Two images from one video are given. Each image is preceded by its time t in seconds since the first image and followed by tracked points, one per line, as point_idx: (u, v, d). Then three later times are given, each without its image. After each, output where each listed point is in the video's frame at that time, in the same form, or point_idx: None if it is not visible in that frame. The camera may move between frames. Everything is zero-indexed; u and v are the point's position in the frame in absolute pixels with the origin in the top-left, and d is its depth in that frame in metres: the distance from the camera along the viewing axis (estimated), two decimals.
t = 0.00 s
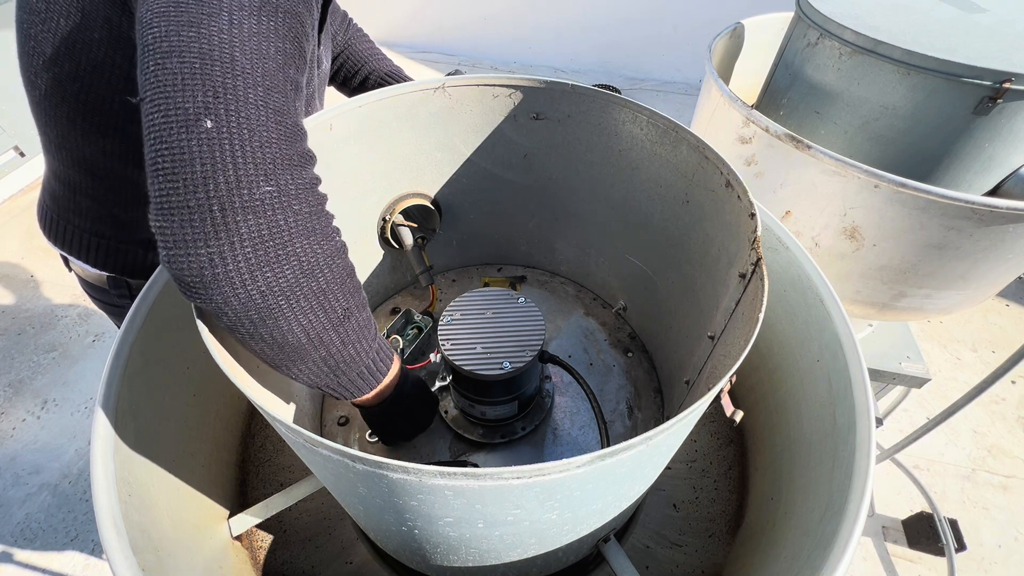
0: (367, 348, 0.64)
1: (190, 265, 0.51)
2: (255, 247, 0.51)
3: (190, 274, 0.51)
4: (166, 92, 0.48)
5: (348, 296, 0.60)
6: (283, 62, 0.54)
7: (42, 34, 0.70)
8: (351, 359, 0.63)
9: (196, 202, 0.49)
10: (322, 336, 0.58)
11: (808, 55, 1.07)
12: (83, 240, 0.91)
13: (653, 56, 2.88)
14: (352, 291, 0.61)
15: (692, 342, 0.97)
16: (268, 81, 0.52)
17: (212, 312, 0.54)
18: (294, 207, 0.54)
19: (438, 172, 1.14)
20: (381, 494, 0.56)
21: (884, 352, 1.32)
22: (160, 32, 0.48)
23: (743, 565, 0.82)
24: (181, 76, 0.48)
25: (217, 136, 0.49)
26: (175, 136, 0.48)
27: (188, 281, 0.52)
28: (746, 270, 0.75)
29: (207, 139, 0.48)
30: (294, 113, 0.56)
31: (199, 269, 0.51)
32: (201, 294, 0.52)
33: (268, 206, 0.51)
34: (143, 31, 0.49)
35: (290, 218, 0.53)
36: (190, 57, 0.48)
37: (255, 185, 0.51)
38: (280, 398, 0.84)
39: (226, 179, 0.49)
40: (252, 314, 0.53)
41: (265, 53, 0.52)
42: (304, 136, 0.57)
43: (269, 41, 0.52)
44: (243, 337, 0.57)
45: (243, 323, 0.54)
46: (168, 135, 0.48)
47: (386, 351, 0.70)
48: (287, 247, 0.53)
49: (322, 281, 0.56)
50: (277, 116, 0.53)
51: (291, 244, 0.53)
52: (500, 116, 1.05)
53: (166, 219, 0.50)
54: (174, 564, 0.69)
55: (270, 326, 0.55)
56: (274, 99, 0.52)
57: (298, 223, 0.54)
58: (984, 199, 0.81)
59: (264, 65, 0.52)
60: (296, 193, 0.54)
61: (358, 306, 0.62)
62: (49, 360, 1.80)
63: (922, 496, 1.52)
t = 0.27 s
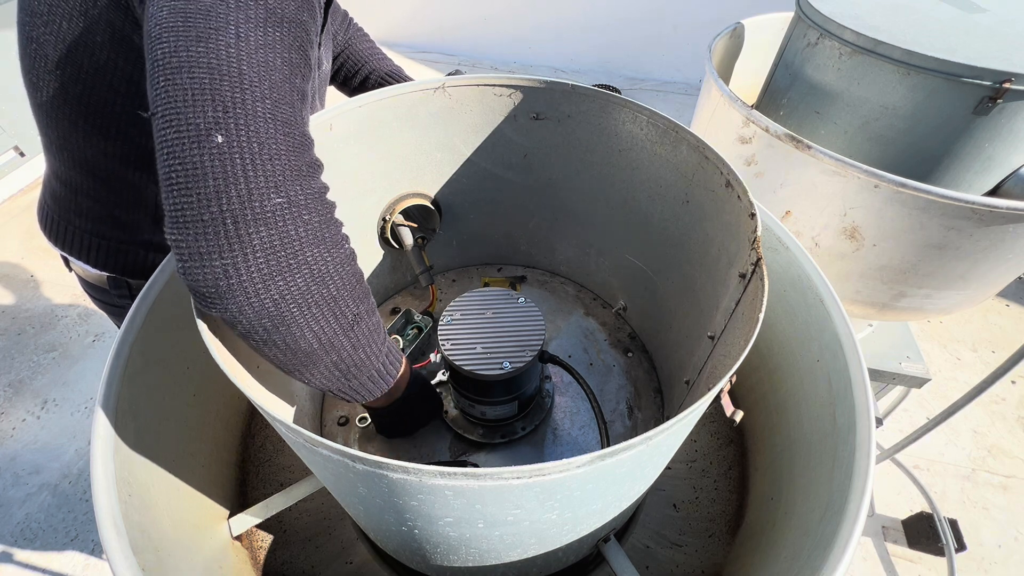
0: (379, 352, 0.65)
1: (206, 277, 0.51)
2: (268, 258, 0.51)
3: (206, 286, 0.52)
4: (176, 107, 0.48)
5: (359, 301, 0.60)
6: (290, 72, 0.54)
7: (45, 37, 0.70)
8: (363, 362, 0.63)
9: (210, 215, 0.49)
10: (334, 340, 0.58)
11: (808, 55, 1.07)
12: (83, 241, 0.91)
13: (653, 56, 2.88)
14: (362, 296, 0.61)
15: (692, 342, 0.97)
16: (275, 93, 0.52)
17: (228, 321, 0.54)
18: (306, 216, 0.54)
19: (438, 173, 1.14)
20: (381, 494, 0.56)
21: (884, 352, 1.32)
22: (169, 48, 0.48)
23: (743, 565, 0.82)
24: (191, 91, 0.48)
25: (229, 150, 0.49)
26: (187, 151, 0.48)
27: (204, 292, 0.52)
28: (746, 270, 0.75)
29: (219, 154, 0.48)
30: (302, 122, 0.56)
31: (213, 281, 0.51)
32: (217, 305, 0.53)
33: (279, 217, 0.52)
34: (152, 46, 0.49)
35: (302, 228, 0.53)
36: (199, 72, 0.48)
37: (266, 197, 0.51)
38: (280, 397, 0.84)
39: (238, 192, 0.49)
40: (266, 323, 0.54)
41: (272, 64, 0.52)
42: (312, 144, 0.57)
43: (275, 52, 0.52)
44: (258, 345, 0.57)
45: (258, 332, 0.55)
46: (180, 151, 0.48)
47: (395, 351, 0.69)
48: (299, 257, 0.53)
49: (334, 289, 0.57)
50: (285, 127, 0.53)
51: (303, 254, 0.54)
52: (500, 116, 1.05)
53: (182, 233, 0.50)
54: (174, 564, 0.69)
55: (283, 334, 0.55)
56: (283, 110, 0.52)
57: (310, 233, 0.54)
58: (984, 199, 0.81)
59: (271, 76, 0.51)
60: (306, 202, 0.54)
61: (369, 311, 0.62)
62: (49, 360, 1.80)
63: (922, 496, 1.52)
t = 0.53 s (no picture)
0: (374, 352, 0.64)
1: (201, 275, 0.51)
2: (265, 255, 0.51)
3: (201, 283, 0.51)
4: (175, 103, 0.48)
5: (355, 301, 0.60)
6: (290, 70, 0.54)
7: (46, 38, 0.70)
8: (358, 362, 0.62)
9: (207, 212, 0.49)
10: (330, 340, 0.58)
11: (808, 55, 1.07)
12: (84, 241, 0.91)
13: (652, 56, 2.88)
14: (358, 296, 0.61)
15: (692, 342, 0.97)
16: (275, 90, 0.52)
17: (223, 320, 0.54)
18: (303, 215, 0.54)
19: (438, 173, 1.14)
20: (381, 494, 0.56)
21: (883, 352, 1.32)
22: (169, 43, 0.48)
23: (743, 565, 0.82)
24: (190, 87, 0.48)
25: (227, 147, 0.49)
26: (185, 147, 0.48)
27: (199, 290, 0.52)
28: (747, 270, 0.75)
29: (217, 150, 0.48)
30: (300, 121, 0.56)
31: (209, 279, 0.51)
32: (212, 303, 0.52)
33: (277, 215, 0.51)
34: (151, 42, 0.49)
35: (300, 227, 0.53)
36: (199, 68, 0.48)
37: (264, 195, 0.51)
38: (280, 398, 0.84)
39: (236, 189, 0.49)
40: (262, 323, 0.53)
41: (272, 62, 0.52)
42: (310, 144, 0.57)
43: (275, 50, 0.52)
44: (253, 344, 0.56)
45: (253, 331, 0.54)
46: (178, 147, 0.48)
47: (392, 352, 0.70)
48: (297, 255, 0.53)
49: (330, 288, 0.56)
50: (284, 126, 0.53)
51: (301, 252, 0.53)
52: (500, 116, 1.05)
53: (177, 230, 0.50)
54: (174, 564, 0.69)
55: (279, 333, 0.55)
56: (281, 107, 0.52)
57: (307, 231, 0.54)
58: (984, 199, 0.81)
59: (271, 74, 0.52)
60: (304, 201, 0.54)
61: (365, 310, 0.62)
62: (49, 360, 1.80)
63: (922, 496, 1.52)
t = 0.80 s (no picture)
0: (370, 350, 0.64)
1: (190, 269, 0.51)
2: (254, 250, 0.51)
3: (190, 279, 0.51)
4: (164, 96, 0.48)
5: (349, 298, 0.60)
6: (283, 63, 0.54)
7: (43, 38, 0.70)
8: (353, 361, 0.62)
9: (195, 206, 0.49)
10: (324, 338, 0.58)
11: (808, 55, 1.07)
12: (84, 242, 0.91)
13: (652, 56, 2.88)
14: (352, 292, 0.60)
15: (692, 342, 0.97)
16: (266, 83, 0.52)
17: (213, 316, 0.54)
18: (294, 210, 0.54)
19: (438, 173, 1.14)
20: (381, 494, 0.56)
21: (883, 352, 1.32)
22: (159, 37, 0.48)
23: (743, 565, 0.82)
24: (179, 80, 0.48)
25: (215, 140, 0.49)
26: (174, 141, 0.48)
27: (189, 286, 0.52)
28: (747, 270, 0.75)
29: (206, 143, 0.48)
30: (293, 115, 0.56)
31: (197, 273, 0.51)
32: (202, 299, 0.53)
33: (266, 209, 0.51)
34: (142, 36, 0.49)
35: (290, 221, 0.53)
36: (188, 61, 0.48)
37: (254, 188, 0.51)
38: (280, 398, 0.84)
39: (224, 183, 0.49)
40: (252, 319, 0.53)
41: (263, 55, 0.52)
42: (304, 138, 0.57)
43: (267, 43, 0.52)
44: (245, 341, 0.56)
45: (244, 326, 0.54)
46: (167, 140, 0.48)
47: (391, 353, 0.69)
48: (287, 250, 0.53)
49: (322, 283, 0.56)
50: (275, 119, 0.52)
51: (291, 247, 0.53)
52: (500, 116, 1.05)
53: (166, 224, 0.50)
54: (174, 564, 0.69)
55: (270, 330, 0.55)
56: (273, 101, 0.52)
57: (298, 226, 0.54)
58: (984, 199, 0.81)
59: (262, 67, 0.51)
60: (296, 195, 0.54)
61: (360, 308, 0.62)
62: (49, 360, 1.80)
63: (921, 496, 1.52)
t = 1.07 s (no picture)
0: (367, 355, 0.64)
1: (187, 276, 0.51)
2: (252, 257, 0.51)
3: (188, 284, 0.51)
4: (163, 102, 0.48)
5: (346, 303, 0.60)
6: (282, 69, 0.54)
7: (44, 40, 0.70)
8: (350, 366, 0.62)
9: (193, 212, 0.49)
10: (321, 344, 0.58)
11: (808, 55, 1.07)
12: (84, 242, 0.91)
13: (652, 56, 2.89)
14: (349, 298, 0.60)
15: (692, 342, 0.97)
16: (265, 89, 0.52)
17: (211, 321, 0.54)
18: (292, 216, 0.54)
19: (438, 173, 1.14)
20: (381, 494, 0.56)
21: (883, 352, 1.32)
22: (158, 43, 0.48)
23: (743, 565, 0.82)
24: (178, 87, 0.48)
25: (214, 147, 0.49)
26: (173, 147, 0.48)
27: (186, 291, 0.52)
28: (746, 270, 0.75)
29: (204, 150, 0.48)
30: (292, 121, 0.56)
31: (195, 280, 0.51)
32: (199, 304, 0.53)
33: (265, 216, 0.51)
34: (141, 41, 0.49)
35: (287, 228, 0.53)
36: (187, 68, 0.48)
37: (252, 195, 0.51)
38: (280, 399, 0.84)
39: (222, 190, 0.49)
40: (250, 324, 0.53)
41: (262, 61, 0.52)
42: (302, 144, 0.57)
43: (266, 49, 0.52)
44: (242, 346, 0.56)
45: (241, 332, 0.54)
46: (166, 147, 0.48)
47: (388, 359, 0.69)
48: (284, 257, 0.53)
49: (319, 290, 0.56)
50: (274, 126, 0.52)
51: (288, 254, 0.53)
52: (500, 116, 1.05)
53: (164, 230, 0.50)
54: (174, 564, 0.69)
55: (267, 336, 0.55)
56: (272, 108, 0.52)
57: (295, 233, 0.54)
58: (984, 199, 0.81)
59: (261, 73, 0.51)
60: (294, 202, 0.54)
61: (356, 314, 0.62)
62: (49, 360, 1.80)
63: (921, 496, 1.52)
